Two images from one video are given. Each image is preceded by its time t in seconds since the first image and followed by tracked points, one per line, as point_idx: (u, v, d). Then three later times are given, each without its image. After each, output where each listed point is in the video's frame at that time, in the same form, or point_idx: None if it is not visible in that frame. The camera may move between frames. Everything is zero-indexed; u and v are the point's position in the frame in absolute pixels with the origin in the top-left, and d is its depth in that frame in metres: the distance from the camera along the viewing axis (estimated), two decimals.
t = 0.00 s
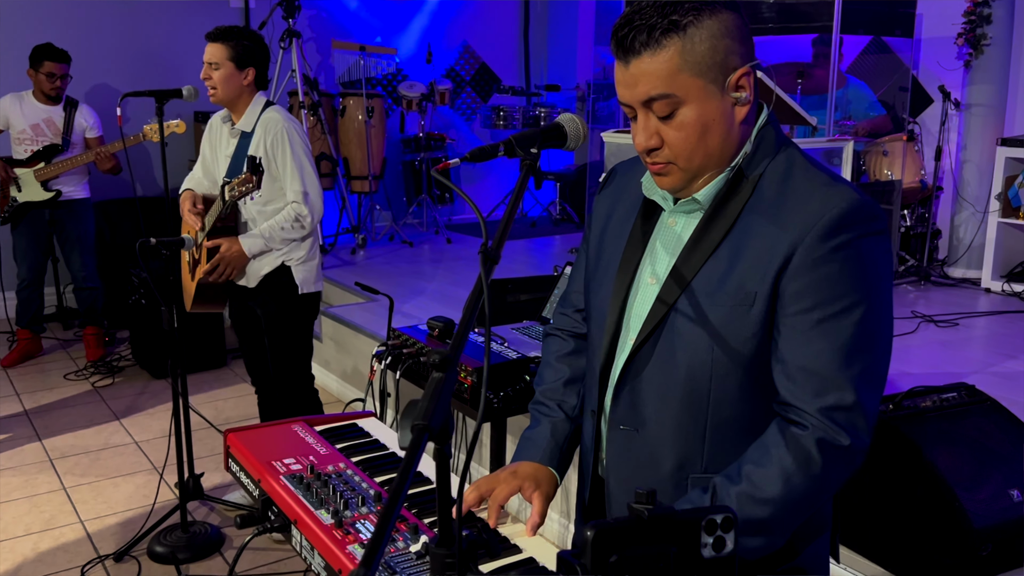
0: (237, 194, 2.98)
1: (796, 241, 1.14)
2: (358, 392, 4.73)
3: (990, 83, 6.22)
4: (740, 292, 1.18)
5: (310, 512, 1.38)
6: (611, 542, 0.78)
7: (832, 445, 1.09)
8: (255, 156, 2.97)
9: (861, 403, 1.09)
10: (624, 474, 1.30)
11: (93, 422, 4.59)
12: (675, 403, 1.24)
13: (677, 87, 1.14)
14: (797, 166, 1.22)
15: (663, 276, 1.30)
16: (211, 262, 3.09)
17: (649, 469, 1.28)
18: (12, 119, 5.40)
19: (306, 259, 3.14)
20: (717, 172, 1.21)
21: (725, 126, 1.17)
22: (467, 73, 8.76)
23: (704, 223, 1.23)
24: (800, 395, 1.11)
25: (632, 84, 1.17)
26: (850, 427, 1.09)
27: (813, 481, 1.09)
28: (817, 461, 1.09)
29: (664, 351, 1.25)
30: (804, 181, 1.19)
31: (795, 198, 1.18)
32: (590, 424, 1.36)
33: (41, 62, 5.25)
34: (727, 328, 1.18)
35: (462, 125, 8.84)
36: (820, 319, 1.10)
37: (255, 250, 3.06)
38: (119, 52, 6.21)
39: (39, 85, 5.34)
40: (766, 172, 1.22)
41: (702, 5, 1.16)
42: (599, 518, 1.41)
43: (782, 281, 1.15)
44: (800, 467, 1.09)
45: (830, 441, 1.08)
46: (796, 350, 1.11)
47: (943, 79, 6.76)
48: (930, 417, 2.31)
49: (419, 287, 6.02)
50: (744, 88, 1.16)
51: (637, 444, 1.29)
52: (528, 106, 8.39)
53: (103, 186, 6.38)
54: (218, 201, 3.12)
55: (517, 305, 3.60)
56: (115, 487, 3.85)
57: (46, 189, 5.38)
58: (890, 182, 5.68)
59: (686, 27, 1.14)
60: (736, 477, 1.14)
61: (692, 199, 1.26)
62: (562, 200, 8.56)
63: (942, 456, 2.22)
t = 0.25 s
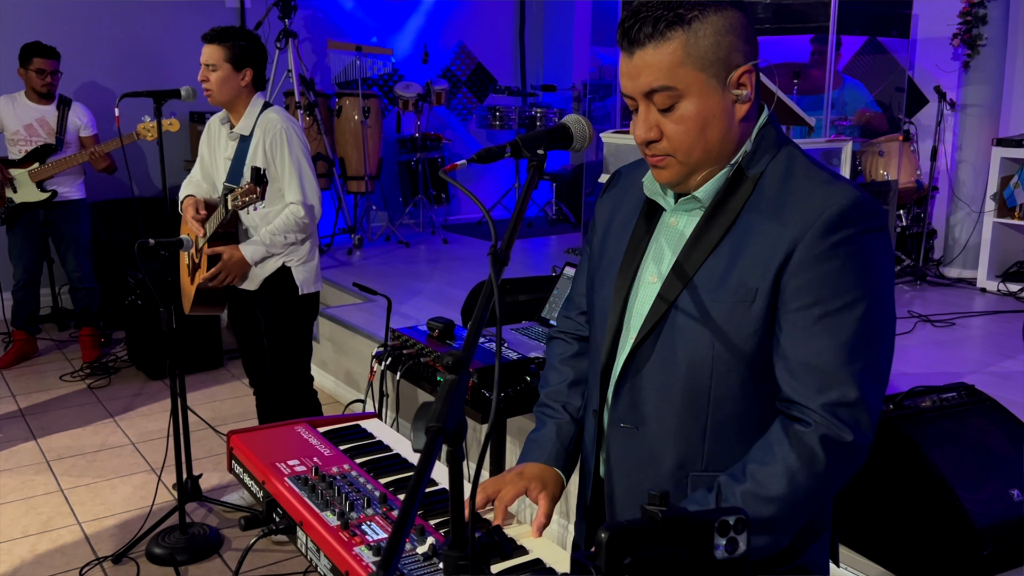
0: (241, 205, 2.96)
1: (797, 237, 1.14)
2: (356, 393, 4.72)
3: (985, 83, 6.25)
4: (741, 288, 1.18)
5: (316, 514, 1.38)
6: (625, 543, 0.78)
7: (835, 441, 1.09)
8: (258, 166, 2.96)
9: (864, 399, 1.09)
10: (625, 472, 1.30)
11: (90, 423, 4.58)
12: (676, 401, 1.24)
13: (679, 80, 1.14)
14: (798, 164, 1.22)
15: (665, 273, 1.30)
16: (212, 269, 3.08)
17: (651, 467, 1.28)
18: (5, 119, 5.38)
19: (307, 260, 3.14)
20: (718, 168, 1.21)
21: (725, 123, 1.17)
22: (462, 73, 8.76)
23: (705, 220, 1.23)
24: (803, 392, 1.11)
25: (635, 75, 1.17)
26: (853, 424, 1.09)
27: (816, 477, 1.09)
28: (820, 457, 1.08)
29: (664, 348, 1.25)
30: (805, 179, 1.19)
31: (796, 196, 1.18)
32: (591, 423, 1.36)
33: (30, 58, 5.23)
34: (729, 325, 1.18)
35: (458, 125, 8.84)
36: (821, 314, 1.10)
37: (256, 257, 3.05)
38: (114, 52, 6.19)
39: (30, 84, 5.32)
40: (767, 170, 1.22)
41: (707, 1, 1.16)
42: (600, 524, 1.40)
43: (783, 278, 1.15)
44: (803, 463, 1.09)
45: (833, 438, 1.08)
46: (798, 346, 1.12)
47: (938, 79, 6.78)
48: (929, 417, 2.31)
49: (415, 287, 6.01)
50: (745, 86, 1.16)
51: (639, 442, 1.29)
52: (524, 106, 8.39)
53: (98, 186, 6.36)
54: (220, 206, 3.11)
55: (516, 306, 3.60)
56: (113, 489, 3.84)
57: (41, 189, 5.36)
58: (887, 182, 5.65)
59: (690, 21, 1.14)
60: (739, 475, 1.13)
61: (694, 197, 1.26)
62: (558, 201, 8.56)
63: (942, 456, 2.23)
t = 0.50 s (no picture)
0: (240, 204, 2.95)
1: (799, 236, 1.14)
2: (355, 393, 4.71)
3: (981, 84, 6.26)
4: (743, 287, 1.18)
5: (321, 515, 1.38)
6: (639, 545, 0.78)
7: (838, 439, 1.09)
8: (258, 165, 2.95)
9: (867, 397, 1.09)
10: (629, 471, 1.30)
11: (87, 424, 4.56)
12: (679, 401, 1.24)
13: (674, 83, 1.14)
14: (799, 163, 1.22)
15: (667, 273, 1.30)
16: (209, 271, 3.06)
17: (654, 467, 1.28)
18: None
19: (305, 261, 3.14)
20: (717, 169, 1.21)
21: (720, 125, 1.16)
22: (459, 73, 8.76)
23: (707, 220, 1.23)
24: (806, 390, 1.11)
25: (632, 77, 1.17)
26: (856, 422, 1.09)
27: (820, 475, 1.09)
28: (823, 455, 1.08)
29: (667, 348, 1.25)
30: (806, 178, 1.19)
31: (798, 194, 1.18)
32: (594, 423, 1.36)
33: (19, 59, 5.22)
34: (731, 324, 1.18)
35: (454, 126, 8.83)
36: (823, 313, 1.10)
37: (254, 258, 3.04)
38: (110, 52, 6.18)
39: (21, 84, 5.30)
40: (768, 170, 1.22)
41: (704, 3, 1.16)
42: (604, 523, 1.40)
43: (785, 276, 1.15)
44: (807, 462, 1.09)
45: (837, 436, 1.08)
46: (801, 344, 1.12)
47: (934, 80, 6.80)
48: (929, 417, 2.31)
49: (413, 288, 6.00)
50: (740, 88, 1.16)
51: (642, 441, 1.28)
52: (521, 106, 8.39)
53: (94, 186, 6.34)
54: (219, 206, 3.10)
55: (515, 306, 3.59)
56: (111, 490, 3.82)
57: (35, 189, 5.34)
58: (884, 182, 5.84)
59: (686, 23, 1.14)
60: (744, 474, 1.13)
61: (695, 198, 1.26)
62: (555, 201, 8.55)
63: (943, 456, 2.23)
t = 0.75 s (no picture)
0: (239, 201, 2.94)
1: (807, 234, 1.15)
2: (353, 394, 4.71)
3: (977, 84, 6.28)
4: (751, 286, 1.18)
5: (327, 515, 1.38)
6: (654, 544, 0.78)
7: (847, 437, 1.09)
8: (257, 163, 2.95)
9: (875, 395, 1.09)
10: (637, 470, 1.30)
11: (83, 425, 4.54)
12: (687, 399, 1.24)
13: (682, 85, 1.14)
14: (806, 162, 1.22)
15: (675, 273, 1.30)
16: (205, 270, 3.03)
17: (663, 466, 1.28)
18: None
19: (302, 261, 3.13)
20: (725, 168, 1.21)
21: (731, 125, 1.17)
22: (455, 73, 8.75)
23: (714, 219, 1.23)
24: (814, 389, 1.11)
25: (638, 83, 1.17)
26: (864, 420, 1.09)
27: (829, 473, 1.09)
28: (832, 452, 1.09)
29: (675, 347, 1.25)
30: (814, 176, 1.19)
31: (805, 193, 1.18)
32: (602, 423, 1.36)
33: (8, 60, 5.21)
34: (740, 323, 1.18)
35: (450, 126, 8.83)
36: (831, 312, 1.11)
37: (251, 258, 3.03)
38: (104, 52, 6.16)
39: (11, 85, 5.28)
40: (775, 169, 1.22)
41: (707, 5, 1.16)
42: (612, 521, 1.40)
43: (793, 275, 1.15)
44: (815, 460, 1.09)
45: (845, 434, 1.09)
46: (809, 343, 1.12)
47: (930, 80, 6.82)
48: (930, 416, 2.32)
49: (410, 288, 5.99)
50: (748, 86, 1.16)
51: (650, 440, 1.28)
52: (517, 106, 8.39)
53: (89, 186, 6.32)
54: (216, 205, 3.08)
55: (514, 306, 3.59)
56: (108, 491, 3.81)
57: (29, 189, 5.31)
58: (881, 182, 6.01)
59: (690, 27, 1.14)
60: (753, 473, 1.13)
61: (702, 197, 1.26)
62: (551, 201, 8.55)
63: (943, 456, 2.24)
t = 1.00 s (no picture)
0: (239, 200, 2.94)
1: (815, 235, 1.15)
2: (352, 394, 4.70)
3: (974, 85, 6.30)
4: (759, 286, 1.19)
5: (334, 515, 1.38)
6: (668, 542, 0.78)
7: (850, 437, 1.09)
8: (258, 161, 2.95)
9: (879, 395, 1.10)
10: (644, 469, 1.30)
11: (82, 425, 4.53)
12: (695, 399, 1.24)
13: (695, 84, 1.14)
14: (815, 163, 1.22)
15: (684, 273, 1.31)
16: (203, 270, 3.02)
17: (669, 465, 1.28)
18: None
19: (300, 262, 3.12)
20: (735, 168, 1.22)
21: (742, 123, 1.17)
22: (453, 73, 8.75)
23: (723, 219, 1.24)
24: (820, 389, 1.11)
25: (650, 81, 1.17)
26: (868, 420, 1.10)
27: (833, 472, 1.10)
28: (836, 452, 1.09)
29: (683, 347, 1.25)
30: (822, 178, 1.20)
31: (814, 194, 1.18)
32: (609, 422, 1.36)
33: None
34: (749, 323, 1.19)
35: (448, 126, 8.82)
36: (839, 312, 1.11)
37: (250, 258, 3.02)
38: (100, 51, 6.15)
39: (3, 85, 5.26)
40: (784, 170, 1.22)
41: (718, 4, 1.17)
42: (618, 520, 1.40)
43: (801, 276, 1.16)
44: (819, 458, 1.09)
45: (849, 434, 1.09)
46: (816, 343, 1.12)
47: (927, 81, 6.83)
48: (931, 415, 2.32)
49: (408, 288, 5.99)
50: (759, 85, 1.16)
51: (657, 439, 1.29)
52: (515, 107, 8.39)
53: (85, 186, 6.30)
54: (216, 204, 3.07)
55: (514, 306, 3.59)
56: (107, 492, 3.80)
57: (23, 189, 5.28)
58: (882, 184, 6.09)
59: (703, 25, 1.14)
60: (752, 466, 1.14)
61: (711, 197, 1.27)
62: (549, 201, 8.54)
63: (945, 456, 2.24)
